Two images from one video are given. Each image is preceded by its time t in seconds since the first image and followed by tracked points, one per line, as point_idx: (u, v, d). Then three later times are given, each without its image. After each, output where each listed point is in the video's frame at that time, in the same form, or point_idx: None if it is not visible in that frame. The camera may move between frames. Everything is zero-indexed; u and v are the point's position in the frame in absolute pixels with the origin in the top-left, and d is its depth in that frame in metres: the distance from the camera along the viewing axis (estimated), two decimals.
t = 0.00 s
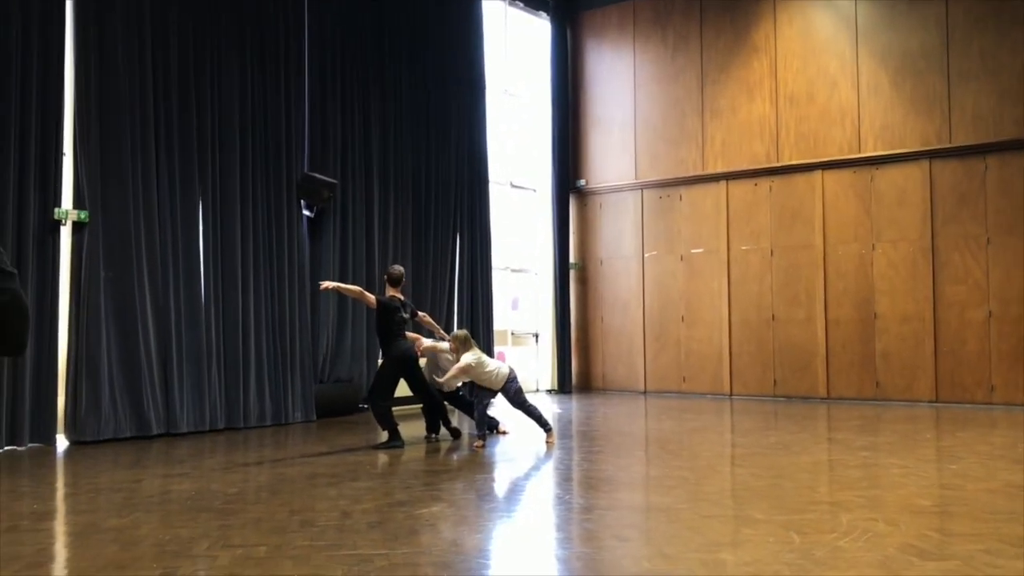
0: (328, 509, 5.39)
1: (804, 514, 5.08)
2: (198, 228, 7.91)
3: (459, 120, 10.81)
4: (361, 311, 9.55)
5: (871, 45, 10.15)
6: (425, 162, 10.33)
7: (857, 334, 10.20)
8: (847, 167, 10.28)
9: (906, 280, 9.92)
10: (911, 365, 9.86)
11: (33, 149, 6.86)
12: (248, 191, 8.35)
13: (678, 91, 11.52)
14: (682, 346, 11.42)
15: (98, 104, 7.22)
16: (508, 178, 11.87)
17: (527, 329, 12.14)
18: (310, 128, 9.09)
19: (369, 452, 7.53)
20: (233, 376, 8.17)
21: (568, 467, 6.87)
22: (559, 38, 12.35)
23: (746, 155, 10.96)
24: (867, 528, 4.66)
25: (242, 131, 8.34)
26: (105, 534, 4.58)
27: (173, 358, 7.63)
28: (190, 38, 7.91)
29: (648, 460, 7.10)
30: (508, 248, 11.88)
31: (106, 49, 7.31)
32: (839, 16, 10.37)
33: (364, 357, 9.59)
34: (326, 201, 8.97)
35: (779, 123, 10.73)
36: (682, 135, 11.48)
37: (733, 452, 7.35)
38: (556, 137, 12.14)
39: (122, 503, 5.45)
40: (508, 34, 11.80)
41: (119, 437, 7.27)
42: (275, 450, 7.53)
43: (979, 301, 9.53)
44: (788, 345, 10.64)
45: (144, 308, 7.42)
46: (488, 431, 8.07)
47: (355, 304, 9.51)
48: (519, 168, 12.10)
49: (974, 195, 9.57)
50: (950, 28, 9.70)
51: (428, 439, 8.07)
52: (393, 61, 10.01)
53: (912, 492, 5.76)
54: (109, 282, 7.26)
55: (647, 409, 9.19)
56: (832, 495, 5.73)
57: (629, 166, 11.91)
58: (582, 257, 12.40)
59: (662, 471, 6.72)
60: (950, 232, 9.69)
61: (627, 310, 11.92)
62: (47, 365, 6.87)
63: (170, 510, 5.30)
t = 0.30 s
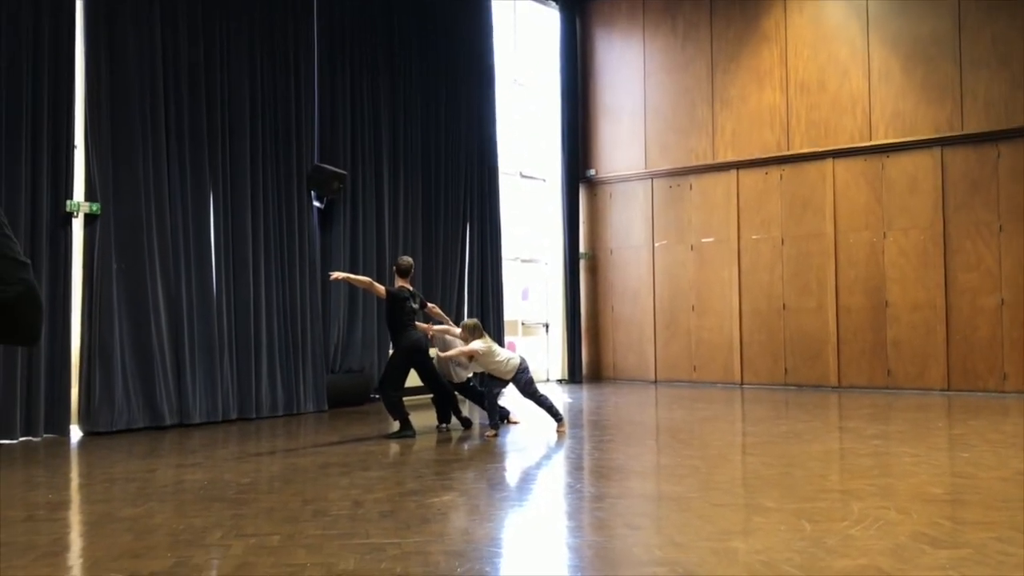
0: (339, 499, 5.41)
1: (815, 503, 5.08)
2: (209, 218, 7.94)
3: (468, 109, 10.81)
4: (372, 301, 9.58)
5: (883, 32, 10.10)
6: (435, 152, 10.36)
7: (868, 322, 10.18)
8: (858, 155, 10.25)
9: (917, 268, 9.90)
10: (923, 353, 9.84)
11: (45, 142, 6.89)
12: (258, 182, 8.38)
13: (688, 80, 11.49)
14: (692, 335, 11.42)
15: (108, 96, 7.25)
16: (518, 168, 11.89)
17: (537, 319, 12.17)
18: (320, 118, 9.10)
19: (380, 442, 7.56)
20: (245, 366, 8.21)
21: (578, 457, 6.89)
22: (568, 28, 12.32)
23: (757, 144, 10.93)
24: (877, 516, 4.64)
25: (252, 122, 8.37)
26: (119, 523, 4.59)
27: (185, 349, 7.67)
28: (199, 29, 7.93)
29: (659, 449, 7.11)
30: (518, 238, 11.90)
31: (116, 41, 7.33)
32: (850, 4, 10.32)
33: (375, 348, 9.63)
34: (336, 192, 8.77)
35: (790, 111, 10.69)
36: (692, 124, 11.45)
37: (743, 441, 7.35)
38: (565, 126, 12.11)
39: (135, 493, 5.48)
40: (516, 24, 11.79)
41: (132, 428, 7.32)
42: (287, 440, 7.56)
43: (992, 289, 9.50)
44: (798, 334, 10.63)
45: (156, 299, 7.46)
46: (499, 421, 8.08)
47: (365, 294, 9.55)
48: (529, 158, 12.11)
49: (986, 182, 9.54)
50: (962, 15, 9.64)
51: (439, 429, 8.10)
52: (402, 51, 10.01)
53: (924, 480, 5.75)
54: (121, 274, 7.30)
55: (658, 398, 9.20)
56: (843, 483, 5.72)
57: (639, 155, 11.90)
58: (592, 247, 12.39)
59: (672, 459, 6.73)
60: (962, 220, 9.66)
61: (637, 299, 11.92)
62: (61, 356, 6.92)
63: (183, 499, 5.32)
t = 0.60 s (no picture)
0: (351, 489, 5.44)
1: (827, 493, 5.07)
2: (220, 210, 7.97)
3: (478, 100, 10.82)
4: (382, 293, 9.62)
5: (895, 20, 10.05)
6: (444, 143, 10.37)
7: (880, 312, 10.15)
8: (870, 144, 10.21)
9: (929, 257, 9.87)
10: (935, 343, 9.81)
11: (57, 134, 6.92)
12: (268, 174, 8.40)
13: (698, 70, 11.45)
14: (703, 326, 11.41)
15: (119, 89, 7.27)
16: (528, 159, 11.90)
17: (548, 310, 12.18)
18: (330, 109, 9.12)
19: (391, 433, 7.59)
20: (256, 358, 8.25)
21: (588, 447, 6.90)
22: (578, 18, 12.30)
23: (768, 133, 10.89)
24: (888, 506, 4.63)
25: (262, 114, 8.39)
26: (134, 514, 4.62)
27: (197, 341, 7.70)
28: (210, 21, 7.94)
29: (669, 439, 7.12)
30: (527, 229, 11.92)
31: (127, 34, 7.35)
32: None
33: (386, 339, 9.67)
34: (346, 184, 8.79)
35: (800, 100, 10.65)
36: (702, 114, 11.42)
37: (754, 431, 7.34)
38: (575, 116, 12.08)
39: (149, 484, 5.52)
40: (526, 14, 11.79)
41: (145, 420, 7.37)
42: (299, 431, 7.60)
43: (1005, 278, 9.46)
44: (810, 324, 10.60)
45: (168, 291, 7.49)
46: (510, 412, 8.10)
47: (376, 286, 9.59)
48: (538, 149, 12.12)
49: (999, 170, 9.50)
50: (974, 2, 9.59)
51: (450, 420, 8.12)
52: (411, 41, 10.01)
53: (937, 469, 5.74)
54: (133, 267, 7.34)
55: (669, 389, 9.20)
56: (855, 473, 5.71)
57: (649, 145, 11.87)
58: (602, 238, 12.38)
59: (683, 450, 6.73)
60: (974, 208, 9.62)
61: (648, 290, 11.91)
62: (74, 348, 6.96)
63: (196, 490, 5.36)
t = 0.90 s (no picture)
0: (361, 482, 5.45)
1: (837, 486, 5.06)
2: (229, 205, 7.98)
3: (485, 94, 10.81)
4: (391, 286, 9.65)
5: (905, 10, 10.00)
6: (453, 136, 10.37)
7: (890, 305, 10.12)
8: (879, 136, 10.17)
9: (940, 250, 9.82)
10: (945, 335, 9.78)
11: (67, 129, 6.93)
12: (277, 168, 8.42)
13: (707, 62, 11.41)
14: (712, 319, 11.39)
15: (128, 83, 7.28)
16: (536, 151, 11.90)
17: (557, 303, 12.18)
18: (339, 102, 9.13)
19: (401, 426, 7.61)
20: (266, 351, 8.28)
21: (597, 440, 6.91)
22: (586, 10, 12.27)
23: (777, 125, 10.85)
24: (899, 499, 4.62)
25: (271, 108, 8.40)
26: (145, 507, 4.65)
27: (207, 335, 7.73)
28: (218, 14, 7.94)
29: (678, 432, 7.12)
30: (535, 222, 11.93)
31: (135, 29, 7.36)
32: None
33: (395, 333, 9.71)
34: (355, 178, 8.80)
35: (810, 92, 10.61)
36: (711, 106, 11.38)
37: (763, 424, 7.33)
38: (583, 109, 12.06)
39: (160, 477, 5.54)
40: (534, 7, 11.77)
41: (155, 413, 7.40)
42: (309, 424, 7.62)
43: (1016, 270, 9.42)
44: (820, 317, 10.57)
45: (178, 285, 7.51)
46: (519, 405, 8.11)
47: (385, 279, 9.62)
48: (547, 142, 12.11)
49: (1010, 162, 9.44)
50: None
51: (459, 414, 8.14)
52: (419, 34, 9.99)
53: (947, 462, 5.72)
54: (142, 261, 7.36)
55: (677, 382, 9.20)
56: (865, 466, 5.69)
57: (658, 137, 11.84)
58: (611, 231, 12.36)
59: (693, 442, 6.73)
60: (985, 200, 9.58)
61: (657, 283, 11.90)
62: (85, 341, 6.98)
63: (207, 484, 5.38)
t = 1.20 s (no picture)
0: (366, 478, 5.45)
1: (843, 481, 5.05)
2: (233, 200, 7.99)
3: (490, 89, 10.80)
4: (395, 282, 9.64)
5: (911, 5, 9.96)
6: (457, 132, 10.37)
7: (895, 301, 10.10)
8: (885, 132, 10.14)
9: (945, 245, 9.80)
10: (950, 331, 9.76)
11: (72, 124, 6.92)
12: (281, 163, 8.42)
13: (711, 57, 11.38)
14: (717, 315, 11.38)
15: (133, 79, 7.28)
16: (541, 147, 11.89)
17: (561, 299, 12.18)
18: (343, 97, 9.13)
19: (405, 421, 7.61)
20: (270, 347, 8.29)
21: (601, 435, 6.91)
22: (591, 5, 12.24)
23: (781, 120, 10.83)
24: (904, 495, 4.61)
25: (275, 103, 8.40)
26: (150, 502, 4.65)
27: (212, 330, 7.73)
28: (222, 10, 7.93)
29: (683, 428, 7.12)
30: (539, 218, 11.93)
31: (139, 26, 7.35)
32: None
33: (399, 329, 9.72)
34: (359, 174, 8.78)
35: (815, 87, 10.59)
36: (716, 101, 11.36)
37: (768, 420, 7.32)
38: (588, 104, 12.05)
39: (165, 472, 5.55)
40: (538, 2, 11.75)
41: (160, 408, 7.41)
42: (313, 420, 7.63)
43: (1021, 266, 9.40)
44: (825, 313, 10.56)
45: (183, 281, 7.52)
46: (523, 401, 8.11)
47: (390, 275, 9.63)
48: (551, 138, 12.10)
49: (1016, 157, 9.42)
50: None
51: (463, 410, 8.14)
52: (423, 29, 9.98)
53: (953, 458, 5.70)
54: (147, 257, 7.36)
55: (681, 378, 9.19)
56: (871, 462, 5.68)
57: (662, 133, 11.82)
58: (615, 227, 12.35)
59: (698, 438, 6.72)
60: (990, 196, 9.55)
61: (661, 279, 11.88)
62: (90, 337, 6.99)
63: (212, 479, 5.39)
